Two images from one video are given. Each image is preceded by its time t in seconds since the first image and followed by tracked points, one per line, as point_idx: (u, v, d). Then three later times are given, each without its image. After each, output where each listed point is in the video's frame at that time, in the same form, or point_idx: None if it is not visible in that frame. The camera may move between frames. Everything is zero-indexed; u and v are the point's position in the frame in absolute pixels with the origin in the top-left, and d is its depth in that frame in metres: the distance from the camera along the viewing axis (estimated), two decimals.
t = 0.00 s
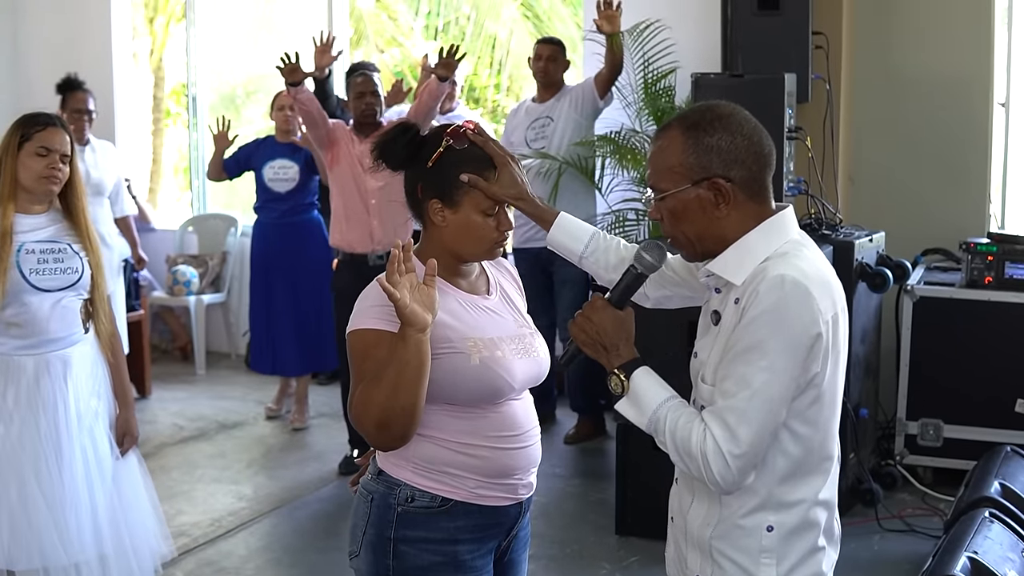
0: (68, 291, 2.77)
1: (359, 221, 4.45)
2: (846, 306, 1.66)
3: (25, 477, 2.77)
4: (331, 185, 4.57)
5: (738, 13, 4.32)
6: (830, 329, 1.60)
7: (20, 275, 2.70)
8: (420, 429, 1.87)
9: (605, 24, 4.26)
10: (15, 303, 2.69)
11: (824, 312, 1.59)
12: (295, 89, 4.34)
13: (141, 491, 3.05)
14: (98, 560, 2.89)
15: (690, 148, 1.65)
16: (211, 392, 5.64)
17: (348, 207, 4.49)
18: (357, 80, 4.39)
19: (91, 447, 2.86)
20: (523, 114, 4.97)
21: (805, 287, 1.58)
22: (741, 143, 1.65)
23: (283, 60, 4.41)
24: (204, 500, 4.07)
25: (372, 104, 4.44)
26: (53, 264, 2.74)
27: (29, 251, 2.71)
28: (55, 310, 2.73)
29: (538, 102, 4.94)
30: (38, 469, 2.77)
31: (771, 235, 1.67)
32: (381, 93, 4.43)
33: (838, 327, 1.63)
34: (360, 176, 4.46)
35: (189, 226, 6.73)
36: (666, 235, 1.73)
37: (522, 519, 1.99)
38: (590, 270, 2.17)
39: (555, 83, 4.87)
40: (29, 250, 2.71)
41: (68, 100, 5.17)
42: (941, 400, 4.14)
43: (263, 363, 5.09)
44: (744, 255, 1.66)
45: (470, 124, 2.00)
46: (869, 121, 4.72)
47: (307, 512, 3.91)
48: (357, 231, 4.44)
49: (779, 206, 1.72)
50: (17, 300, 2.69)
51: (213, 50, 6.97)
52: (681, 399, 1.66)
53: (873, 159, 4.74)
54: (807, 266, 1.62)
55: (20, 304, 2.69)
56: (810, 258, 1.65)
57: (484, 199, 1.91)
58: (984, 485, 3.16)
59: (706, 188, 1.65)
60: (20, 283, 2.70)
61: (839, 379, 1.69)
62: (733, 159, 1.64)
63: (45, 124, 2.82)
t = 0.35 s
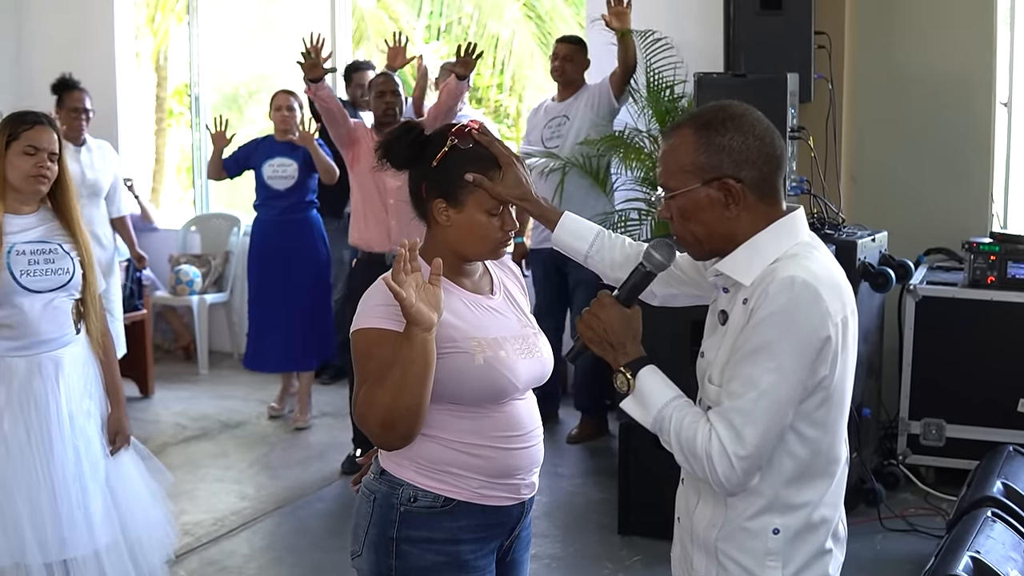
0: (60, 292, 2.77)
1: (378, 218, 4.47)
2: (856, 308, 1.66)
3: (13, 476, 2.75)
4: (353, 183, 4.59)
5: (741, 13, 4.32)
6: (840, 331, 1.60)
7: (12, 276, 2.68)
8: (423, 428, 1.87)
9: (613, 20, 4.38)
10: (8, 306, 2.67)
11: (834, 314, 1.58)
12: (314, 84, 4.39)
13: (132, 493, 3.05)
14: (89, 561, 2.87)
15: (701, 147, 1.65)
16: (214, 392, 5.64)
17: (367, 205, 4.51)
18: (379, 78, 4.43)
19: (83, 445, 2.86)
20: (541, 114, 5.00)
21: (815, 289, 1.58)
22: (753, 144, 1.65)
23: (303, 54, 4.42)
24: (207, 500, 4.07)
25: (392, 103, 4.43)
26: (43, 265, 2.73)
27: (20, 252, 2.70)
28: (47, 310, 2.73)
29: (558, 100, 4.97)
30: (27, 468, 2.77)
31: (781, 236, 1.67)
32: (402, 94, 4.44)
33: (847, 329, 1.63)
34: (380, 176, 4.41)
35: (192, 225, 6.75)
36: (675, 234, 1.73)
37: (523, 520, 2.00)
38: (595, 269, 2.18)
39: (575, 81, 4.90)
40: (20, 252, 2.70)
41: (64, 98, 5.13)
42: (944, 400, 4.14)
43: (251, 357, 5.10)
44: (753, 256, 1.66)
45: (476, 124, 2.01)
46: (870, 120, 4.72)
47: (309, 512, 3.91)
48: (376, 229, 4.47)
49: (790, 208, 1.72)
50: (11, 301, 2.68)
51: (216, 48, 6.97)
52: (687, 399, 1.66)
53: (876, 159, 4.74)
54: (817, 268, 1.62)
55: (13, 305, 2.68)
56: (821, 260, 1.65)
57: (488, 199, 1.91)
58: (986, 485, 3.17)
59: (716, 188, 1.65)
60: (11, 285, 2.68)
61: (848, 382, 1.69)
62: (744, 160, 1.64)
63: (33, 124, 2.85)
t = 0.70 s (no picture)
0: (48, 296, 2.79)
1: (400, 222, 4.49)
2: (864, 314, 1.66)
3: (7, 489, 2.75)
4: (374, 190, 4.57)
5: (741, 16, 4.33)
6: (849, 339, 1.60)
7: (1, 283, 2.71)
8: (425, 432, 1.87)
9: (621, 25, 4.28)
10: None
11: (842, 321, 1.58)
12: (334, 92, 4.36)
13: (120, 494, 3.04)
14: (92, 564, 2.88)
15: (706, 156, 1.65)
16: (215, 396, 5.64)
17: (387, 208, 4.52)
18: (397, 83, 4.48)
19: (70, 448, 2.85)
20: (556, 118, 5.03)
21: (823, 296, 1.58)
22: (758, 152, 1.65)
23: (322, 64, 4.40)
24: (208, 504, 4.06)
25: (411, 109, 4.47)
26: (32, 270, 2.75)
27: (8, 258, 2.72)
28: (36, 315, 2.76)
29: (573, 105, 4.98)
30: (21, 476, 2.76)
31: (789, 244, 1.67)
32: (419, 99, 4.48)
33: (856, 336, 1.63)
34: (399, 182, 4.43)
35: (194, 229, 6.75)
36: (680, 242, 1.74)
37: (525, 523, 2.00)
38: (598, 272, 2.18)
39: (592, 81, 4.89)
40: (7, 259, 2.72)
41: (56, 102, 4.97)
42: (945, 404, 4.14)
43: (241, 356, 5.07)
44: (760, 263, 1.67)
45: (477, 128, 2.01)
46: (871, 124, 4.73)
47: (310, 516, 3.91)
48: (396, 231, 4.50)
49: (797, 215, 1.72)
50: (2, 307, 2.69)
51: (217, 52, 6.97)
52: (695, 408, 1.66)
53: (876, 163, 4.74)
54: (825, 275, 1.62)
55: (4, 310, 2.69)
56: (829, 267, 1.65)
57: (490, 203, 1.91)
58: (987, 489, 3.16)
59: (722, 198, 1.65)
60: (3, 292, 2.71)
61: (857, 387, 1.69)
62: (749, 168, 1.64)
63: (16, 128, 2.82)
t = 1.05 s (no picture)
0: (40, 303, 2.80)
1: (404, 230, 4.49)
2: (868, 315, 1.66)
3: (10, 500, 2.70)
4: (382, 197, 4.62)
5: (742, 22, 4.33)
6: (854, 339, 1.60)
7: None
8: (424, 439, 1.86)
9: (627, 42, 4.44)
10: None
11: (849, 322, 1.58)
12: (338, 99, 4.40)
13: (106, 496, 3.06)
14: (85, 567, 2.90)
15: (713, 159, 1.65)
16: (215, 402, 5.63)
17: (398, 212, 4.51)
18: (406, 90, 4.48)
19: (63, 452, 2.86)
20: (557, 123, 5.04)
21: (832, 297, 1.58)
22: (764, 155, 1.65)
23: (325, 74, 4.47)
24: (207, 510, 4.06)
25: (419, 114, 4.47)
26: (25, 276, 2.76)
27: (3, 265, 2.72)
28: (30, 320, 2.75)
29: (575, 110, 5.00)
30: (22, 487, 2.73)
31: (796, 245, 1.67)
32: (429, 105, 4.48)
33: (861, 337, 1.63)
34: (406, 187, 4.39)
35: (194, 235, 6.77)
36: (685, 244, 1.73)
37: (524, 529, 1.99)
38: (598, 280, 2.17)
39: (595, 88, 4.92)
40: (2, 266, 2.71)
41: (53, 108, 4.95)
42: (946, 410, 4.14)
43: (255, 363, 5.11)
44: (768, 264, 1.66)
45: (477, 134, 2.00)
46: (872, 129, 4.73)
47: (309, 522, 3.90)
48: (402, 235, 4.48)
49: (802, 218, 1.73)
50: None
51: (217, 57, 6.96)
52: (701, 407, 1.66)
53: (877, 168, 4.74)
54: (832, 276, 1.61)
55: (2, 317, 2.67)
56: (835, 269, 1.65)
57: (490, 209, 1.91)
58: (988, 495, 3.16)
59: (729, 201, 1.65)
60: None
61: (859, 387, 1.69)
62: (755, 171, 1.64)
63: (7, 135, 2.84)
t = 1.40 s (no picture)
0: (39, 308, 2.81)
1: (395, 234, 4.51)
2: (867, 315, 1.66)
3: (9, 503, 2.69)
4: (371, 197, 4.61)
5: (742, 26, 4.33)
6: (853, 337, 1.60)
7: (1, 294, 2.69)
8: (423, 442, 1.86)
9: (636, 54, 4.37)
10: None
11: (848, 320, 1.58)
12: (331, 96, 4.39)
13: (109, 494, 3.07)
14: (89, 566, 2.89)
15: (713, 160, 1.65)
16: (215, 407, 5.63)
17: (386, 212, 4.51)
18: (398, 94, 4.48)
19: (61, 453, 2.85)
20: (546, 127, 5.04)
21: (830, 296, 1.58)
22: (764, 156, 1.65)
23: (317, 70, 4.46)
24: (207, 514, 4.05)
25: (410, 117, 4.48)
26: (26, 281, 2.77)
27: (4, 270, 2.72)
28: (31, 325, 2.76)
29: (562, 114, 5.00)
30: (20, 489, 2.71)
31: (795, 246, 1.67)
32: (419, 109, 4.48)
33: (860, 336, 1.63)
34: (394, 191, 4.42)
35: (193, 239, 6.77)
36: (686, 244, 1.73)
37: (523, 533, 1.99)
38: (597, 283, 2.17)
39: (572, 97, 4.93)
40: (3, 270, 2.72)
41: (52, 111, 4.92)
42: (946, 414, 4.14)
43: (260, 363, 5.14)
44: (768, 264, 1.66)
45: (474, 139, 2.00)
46: (872, 133, 4.73)
47: (309, 526, 3.90)
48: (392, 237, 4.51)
49: (801, 219, 1.73)
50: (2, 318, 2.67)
51: (216, 61, 6.96)
52: (700, 405, 1.66)
53: (877, 173, 4.74)
54: (831, 275, 1.61)
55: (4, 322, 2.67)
56: (834, 269, 1.65)
57: (488, 213, 1.91)
58: (988, 499, 3.15)
59: (729, 201, 1.65)
60: (2, 303, 2.69)
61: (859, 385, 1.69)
62: (755, 172, 1.64)
63: (6, 141, 2.86)
